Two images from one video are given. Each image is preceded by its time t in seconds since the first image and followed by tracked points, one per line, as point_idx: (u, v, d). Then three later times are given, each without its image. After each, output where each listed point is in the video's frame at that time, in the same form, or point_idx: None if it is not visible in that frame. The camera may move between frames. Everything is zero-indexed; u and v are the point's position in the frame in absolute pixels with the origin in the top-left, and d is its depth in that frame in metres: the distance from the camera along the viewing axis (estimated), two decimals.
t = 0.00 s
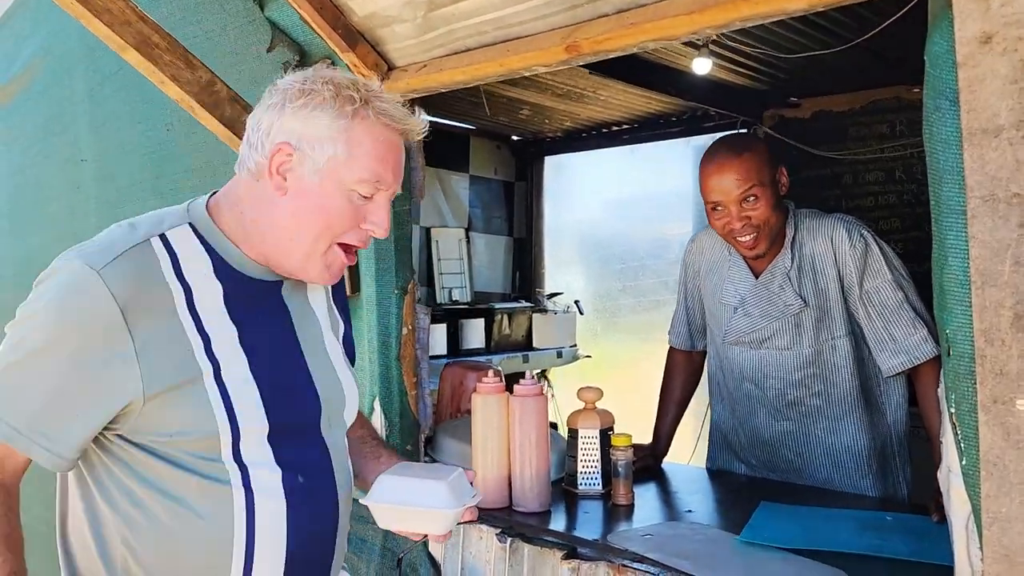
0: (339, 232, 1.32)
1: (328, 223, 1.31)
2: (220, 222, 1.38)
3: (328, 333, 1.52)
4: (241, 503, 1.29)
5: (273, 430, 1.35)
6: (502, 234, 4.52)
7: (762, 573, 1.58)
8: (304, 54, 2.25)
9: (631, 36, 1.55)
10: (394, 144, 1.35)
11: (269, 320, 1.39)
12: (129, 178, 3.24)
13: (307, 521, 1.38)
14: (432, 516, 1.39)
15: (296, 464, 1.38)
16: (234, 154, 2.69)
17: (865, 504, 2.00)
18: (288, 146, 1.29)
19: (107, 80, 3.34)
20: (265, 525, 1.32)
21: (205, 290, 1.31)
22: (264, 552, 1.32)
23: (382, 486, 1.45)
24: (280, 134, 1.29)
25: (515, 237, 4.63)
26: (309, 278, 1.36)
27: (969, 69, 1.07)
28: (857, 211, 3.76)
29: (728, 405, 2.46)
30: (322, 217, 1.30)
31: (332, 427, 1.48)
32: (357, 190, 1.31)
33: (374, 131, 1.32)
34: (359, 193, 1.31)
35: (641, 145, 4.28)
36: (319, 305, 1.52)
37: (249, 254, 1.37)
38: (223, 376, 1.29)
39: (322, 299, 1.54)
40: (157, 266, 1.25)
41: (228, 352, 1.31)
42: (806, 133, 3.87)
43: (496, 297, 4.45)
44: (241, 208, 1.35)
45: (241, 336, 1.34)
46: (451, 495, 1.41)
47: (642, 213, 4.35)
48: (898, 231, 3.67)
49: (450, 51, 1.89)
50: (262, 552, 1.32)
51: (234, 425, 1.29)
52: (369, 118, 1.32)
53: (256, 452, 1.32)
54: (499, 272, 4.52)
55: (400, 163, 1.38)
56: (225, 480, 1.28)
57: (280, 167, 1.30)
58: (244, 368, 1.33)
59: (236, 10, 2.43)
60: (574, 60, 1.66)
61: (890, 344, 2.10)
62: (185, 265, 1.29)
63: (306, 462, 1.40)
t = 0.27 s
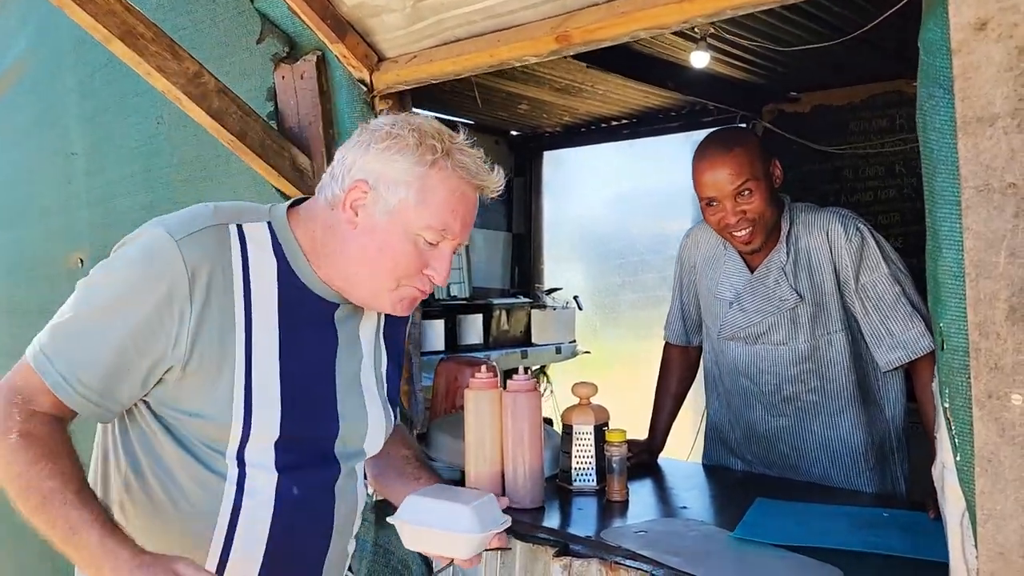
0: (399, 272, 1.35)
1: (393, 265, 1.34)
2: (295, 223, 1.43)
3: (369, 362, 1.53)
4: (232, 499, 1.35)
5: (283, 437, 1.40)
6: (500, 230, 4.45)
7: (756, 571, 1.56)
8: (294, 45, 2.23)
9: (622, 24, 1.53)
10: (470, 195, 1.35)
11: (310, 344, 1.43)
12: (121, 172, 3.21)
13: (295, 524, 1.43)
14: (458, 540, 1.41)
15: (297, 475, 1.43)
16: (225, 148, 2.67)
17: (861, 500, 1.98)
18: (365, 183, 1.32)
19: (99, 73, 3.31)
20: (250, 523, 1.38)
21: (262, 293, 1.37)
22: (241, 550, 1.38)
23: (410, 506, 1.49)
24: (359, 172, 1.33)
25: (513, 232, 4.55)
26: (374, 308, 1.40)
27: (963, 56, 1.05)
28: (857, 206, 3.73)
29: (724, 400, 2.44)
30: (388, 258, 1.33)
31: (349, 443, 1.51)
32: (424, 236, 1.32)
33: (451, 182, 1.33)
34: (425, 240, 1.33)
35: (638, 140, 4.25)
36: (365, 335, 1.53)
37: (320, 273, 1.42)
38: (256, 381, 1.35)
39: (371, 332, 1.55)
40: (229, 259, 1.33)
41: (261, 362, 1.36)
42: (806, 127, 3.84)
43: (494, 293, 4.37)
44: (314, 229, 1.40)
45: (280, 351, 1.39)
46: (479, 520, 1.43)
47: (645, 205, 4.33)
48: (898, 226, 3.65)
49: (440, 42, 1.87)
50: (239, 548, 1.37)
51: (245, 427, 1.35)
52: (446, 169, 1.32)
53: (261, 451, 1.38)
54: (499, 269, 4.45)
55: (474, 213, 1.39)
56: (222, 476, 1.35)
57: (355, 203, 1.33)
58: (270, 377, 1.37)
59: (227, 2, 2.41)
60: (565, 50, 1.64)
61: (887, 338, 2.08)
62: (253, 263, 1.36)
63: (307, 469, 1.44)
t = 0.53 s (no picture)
0: (372, 240, 1.34)
1: (365, 233, 1.33)
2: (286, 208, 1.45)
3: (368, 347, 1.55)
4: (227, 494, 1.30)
5: (276, 430, 1.36)
6: (499, 228, 4.47)
7: (755, 570, 1.54)
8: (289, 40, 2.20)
9: (618, 17, 1.51)
10: (445, 163, 1.37)
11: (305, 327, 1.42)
12: (115, 170, 3.19)
13: (292, 521, 1.38)
14: (457, 545, 1.37)
15: (292, 463, 1.38)
16: (220, 145, 2.65)
17: (861, 498, 1.96)
18: (341, 155, 1.36)
19: (93, 70, 3.30)
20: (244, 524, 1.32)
21: (256, 278, 1.37)
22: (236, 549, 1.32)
23: (412, 506, 1.45)
24: (335, 146, 1.37)
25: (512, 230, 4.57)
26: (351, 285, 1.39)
27: (964, 47, 1.03)
28: (857, 202, 3.71)
29: (724, 398, 2.43)
30: (358, 225, 1.33)
31: (347, 431, 1.48)
32: (396, 201, 1.33)
33: (422, 148, 1.35)
34: (397, 205, 1.33)
35: (636, 137, 4.24)
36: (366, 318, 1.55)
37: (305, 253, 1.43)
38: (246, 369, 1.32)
39: (371, 318, 1.57)
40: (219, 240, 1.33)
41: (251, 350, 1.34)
42: (805, 124, 3.83)
43: (494, 291, 4.42)
44: (300, 211, 1.43)
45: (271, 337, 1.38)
46: (480, 524, 1.38)
47: (644, 202, 4.30)
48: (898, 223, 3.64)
49: (436, 36, 1.85)
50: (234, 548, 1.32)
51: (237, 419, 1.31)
52: (419, 136, 1.35)
53: (253, 441, 1.33)
54: (497, 265, 4.46)
55: (452, 185, 1.39)
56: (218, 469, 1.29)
57: (333, 176, 1.37)
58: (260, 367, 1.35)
59: None
60: (561, 44, 1.62)
61: (888, 335, 2.06)
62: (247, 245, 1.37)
63: (302, 457, 1.39)
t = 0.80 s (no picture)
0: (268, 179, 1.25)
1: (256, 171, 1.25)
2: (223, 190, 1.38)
3: (332, 311, 1.44)
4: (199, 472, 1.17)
5: (240, 402, 1.24)
6: (500, 228, 4.48)
7: (763, 570, 1.54)
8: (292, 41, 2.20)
9: (624, 16, 1.50)
10: (333, 87, 1.28)
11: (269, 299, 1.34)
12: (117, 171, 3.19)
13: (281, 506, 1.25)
14: (445, 524, 1.32)
15: (263, 436, 1.25)
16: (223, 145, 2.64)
17: (868, 497, 1.96)
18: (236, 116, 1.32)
19: (94, 71, 3.29)
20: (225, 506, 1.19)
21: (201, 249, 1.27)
22: (225, 538, 1.20)
23: (395, 488, 1.40)
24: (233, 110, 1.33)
25: (513, 229, 4.54)
26: (269, 233, 1.30)
27: (974, 44, 1.03)
28: (860, 201, 3.70)
29: (730, 397, 2.42)
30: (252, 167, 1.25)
31: (323, 409, 1.36)
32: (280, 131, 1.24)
33: (299, 74, 1.27)
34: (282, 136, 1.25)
35: (637, 136, 4.24)
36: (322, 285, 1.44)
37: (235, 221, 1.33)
38: (199, 334, 1.22)
39: (330, 279, 1.47)
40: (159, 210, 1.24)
41: (204, 311, 1.23)
42: (807, 123, 3.82)
43: (496, 292, 4.40)
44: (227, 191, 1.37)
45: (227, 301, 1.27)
46: (466, 504, 1.34)
47: (647, 202, 4.31)
48: (900, 221, 3.63)
49: (440, 36, 1.84)
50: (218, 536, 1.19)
51: (195, 388, 1.19)
52: (297, 64, 1.28)
53: (220, 417, 1.21)
54: (499, 267, 4.47)
55: (350, 109, 1.29)
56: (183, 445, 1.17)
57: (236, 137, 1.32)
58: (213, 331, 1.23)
59: None
60: (567, 43, 1.61)
61: (896, 333, 2.06)
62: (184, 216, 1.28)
63: (276, 432, 1.27)
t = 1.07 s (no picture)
0: (196, 166, 1.25)
1: (187, 162, 1.25)
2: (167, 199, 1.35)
3: (305, 308, 1.41)
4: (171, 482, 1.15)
5: (212, 409, 1.21)
6: (504, 231, 4.48)
7: None
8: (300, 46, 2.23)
9: (636, 21, 1.51)
10: (252, 68, 1.32)
11: (234, 302, 1.31)
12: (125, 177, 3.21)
13: (263, 512, 1.22)
14: (440, 516, 1.30)
15: (238, 442, 1.22)
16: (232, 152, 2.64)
17: (879, 501, 1.95)
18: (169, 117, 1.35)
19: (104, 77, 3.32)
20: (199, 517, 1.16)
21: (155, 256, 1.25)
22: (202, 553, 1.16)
23: (389, 479, 1.38)
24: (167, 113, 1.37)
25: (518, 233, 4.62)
26: (201, 225, 1.27)
27: (993, 49, 1.04)
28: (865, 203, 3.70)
29: (740, 400, 2.42)
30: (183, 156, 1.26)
31: (302, 411, 1.33)
32: (205, 116, 1.27)
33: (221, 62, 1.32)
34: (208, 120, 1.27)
35: (642, 138, 4.21)
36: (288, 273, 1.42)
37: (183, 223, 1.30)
38: (160, 343, 1.19)
39: (300, 277, 1.44)
40: (111, 224, 1.22)
41: (164, 322, 1.21)
42: (812, 125, 3.82)
43: (500, 294, 4.44)
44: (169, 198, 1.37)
45: (187, 311, 1.24)
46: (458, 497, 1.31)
47: (649, 205, 4.28)
48: (905, 224, 3.61)
49: (449, 41, 1.86)
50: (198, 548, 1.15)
51: (161, 397, 1.17)
52: (219, 52, 1.33)
53: (190, 423, 1.18)
54: (502, 269, 4.47)
55: (273, 88, 1.33)
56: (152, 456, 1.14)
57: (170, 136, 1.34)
58: (174, 341, 1.21)
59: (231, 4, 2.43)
60: (578, 49, 1.62)
61: (907, 336, 2.06)
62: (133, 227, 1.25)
63: (251, 436, 1.24)
